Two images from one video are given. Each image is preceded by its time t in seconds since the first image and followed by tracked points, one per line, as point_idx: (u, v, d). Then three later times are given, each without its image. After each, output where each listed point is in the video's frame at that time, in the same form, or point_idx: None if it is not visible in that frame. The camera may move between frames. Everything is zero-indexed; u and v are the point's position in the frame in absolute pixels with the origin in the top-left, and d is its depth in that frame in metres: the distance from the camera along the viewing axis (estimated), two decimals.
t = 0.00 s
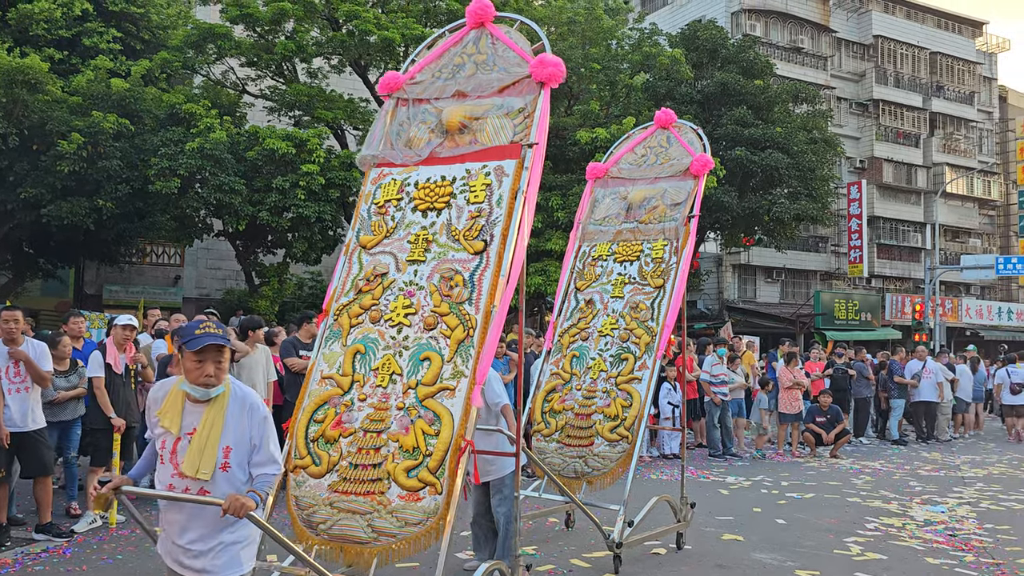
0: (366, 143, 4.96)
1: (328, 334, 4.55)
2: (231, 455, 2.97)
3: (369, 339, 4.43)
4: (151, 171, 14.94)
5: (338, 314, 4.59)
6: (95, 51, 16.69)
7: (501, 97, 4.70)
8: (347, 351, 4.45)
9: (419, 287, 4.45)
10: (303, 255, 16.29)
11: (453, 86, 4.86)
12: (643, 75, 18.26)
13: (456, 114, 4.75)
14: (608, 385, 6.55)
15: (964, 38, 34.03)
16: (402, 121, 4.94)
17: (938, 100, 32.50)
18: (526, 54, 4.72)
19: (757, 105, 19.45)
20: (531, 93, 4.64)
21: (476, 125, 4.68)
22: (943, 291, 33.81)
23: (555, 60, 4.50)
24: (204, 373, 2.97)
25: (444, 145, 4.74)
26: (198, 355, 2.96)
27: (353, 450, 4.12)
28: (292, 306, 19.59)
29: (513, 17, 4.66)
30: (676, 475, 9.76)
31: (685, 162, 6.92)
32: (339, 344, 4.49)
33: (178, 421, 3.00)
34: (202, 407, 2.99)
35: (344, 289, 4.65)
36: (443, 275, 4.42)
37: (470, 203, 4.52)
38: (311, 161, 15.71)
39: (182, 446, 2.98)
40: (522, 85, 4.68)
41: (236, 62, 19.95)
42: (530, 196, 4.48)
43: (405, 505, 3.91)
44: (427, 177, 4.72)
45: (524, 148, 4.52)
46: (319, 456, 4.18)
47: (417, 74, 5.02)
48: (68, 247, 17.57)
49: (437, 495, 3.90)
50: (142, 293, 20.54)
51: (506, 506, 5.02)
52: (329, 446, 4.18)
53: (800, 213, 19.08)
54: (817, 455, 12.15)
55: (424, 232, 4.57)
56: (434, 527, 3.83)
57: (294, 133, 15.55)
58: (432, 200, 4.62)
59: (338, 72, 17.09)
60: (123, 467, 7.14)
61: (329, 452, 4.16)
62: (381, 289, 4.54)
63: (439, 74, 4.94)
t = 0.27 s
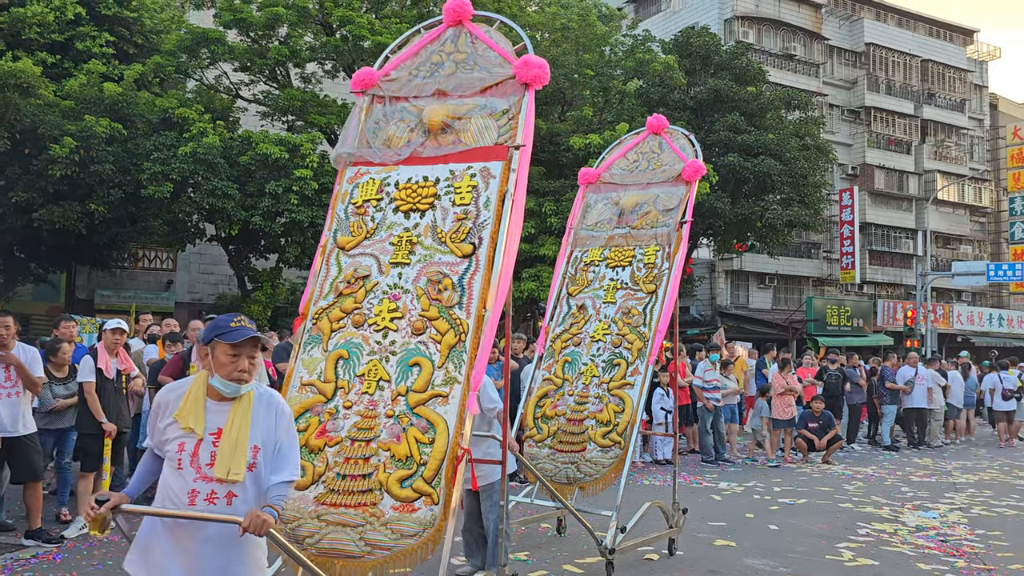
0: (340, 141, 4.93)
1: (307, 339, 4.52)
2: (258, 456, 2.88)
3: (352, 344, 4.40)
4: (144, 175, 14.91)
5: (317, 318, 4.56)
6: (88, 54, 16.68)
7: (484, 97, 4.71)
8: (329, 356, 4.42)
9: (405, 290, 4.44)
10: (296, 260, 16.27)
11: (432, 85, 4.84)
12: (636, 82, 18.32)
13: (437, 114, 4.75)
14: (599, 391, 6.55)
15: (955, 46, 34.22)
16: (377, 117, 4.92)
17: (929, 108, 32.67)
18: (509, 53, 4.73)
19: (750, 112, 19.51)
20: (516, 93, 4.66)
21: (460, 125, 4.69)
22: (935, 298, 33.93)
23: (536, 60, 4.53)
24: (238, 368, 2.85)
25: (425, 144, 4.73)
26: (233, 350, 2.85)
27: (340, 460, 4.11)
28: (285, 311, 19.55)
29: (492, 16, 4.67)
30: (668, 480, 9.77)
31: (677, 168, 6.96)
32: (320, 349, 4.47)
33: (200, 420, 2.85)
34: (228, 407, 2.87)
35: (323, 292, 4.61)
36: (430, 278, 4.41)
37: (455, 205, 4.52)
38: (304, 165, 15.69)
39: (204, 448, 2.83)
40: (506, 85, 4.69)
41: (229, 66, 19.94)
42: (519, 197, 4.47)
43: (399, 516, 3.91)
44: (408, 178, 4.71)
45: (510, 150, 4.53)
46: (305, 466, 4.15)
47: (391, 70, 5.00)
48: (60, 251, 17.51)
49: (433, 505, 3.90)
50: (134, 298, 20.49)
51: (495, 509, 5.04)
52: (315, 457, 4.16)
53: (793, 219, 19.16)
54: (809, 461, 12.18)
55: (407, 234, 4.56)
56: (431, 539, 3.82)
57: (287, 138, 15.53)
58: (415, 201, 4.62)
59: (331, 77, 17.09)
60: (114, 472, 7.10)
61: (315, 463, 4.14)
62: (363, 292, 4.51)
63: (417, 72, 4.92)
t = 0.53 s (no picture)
0: (311, 136, 4.84)
1: (285, 343, 4.42)
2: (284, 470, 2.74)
3: (335, 349, 4.33)
4: (133, 179, 14.86)
5: (294, 321, 4.46)
6: (78, 57, 16.62)
7: (465, 95, 4.72)
8: (309, 362, 4.34)
9: (390, 293, 4.40)
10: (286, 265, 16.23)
11: (409, 79, 4.81)
12: (627, 88, 18.39)
13: (418, 111, 4.72)
14: (587, 397, 6.54)
15: (943, 55, 34.47)
16: (349, 112, 4.85)
17: (917, 116, 32.88)
18: (490, 51, 4.74)
19: (739, 119, 19.60)
20: (498, 93, 4.68)
21: (441, 122, 4.68)
22: (923, 305, 34.12)
23: (516, 58, 4.55)
24: (260, 386, 2.65)
25: (406, 142, 4.69)
26: (254, 366, 2.64)
27: (328, 471, 4.04)
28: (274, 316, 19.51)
29: (471, 12, 4.67)
30: (657, 486, 9.79)
31: (664, 174, 7.01)
32: (300, 354, 4.37)
33: (222, 440, 2.66)
34: (251, 423, 2.70)
35: (299, 294, 4.51)
36: (417, 281, 4.38)
37: (440, 205, 4.50)
38: (295, 170, 15.68)
39: (230, 468, 2.66)
40: (487, 84, 4.71)
41: (220, 70, 19.91)
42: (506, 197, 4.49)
43: (395, 529, 3.86)
44: (388, 175, 4.66)
45: (495, 149, 4.54)
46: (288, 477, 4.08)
47: (364, 63, 4.93)
48: (47, 254, 17.42)
49: (431, 518, 3.86)
50: (122, 301, 20.41)
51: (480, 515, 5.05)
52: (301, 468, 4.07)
53: (782, 226, 19.24)
54: (798, 467, 12.21)
55: (390, 233, 4.52)
56: (431, 552, 3.80)
57: (277, 142, 15.52)
58: (396, 199, 4.58)
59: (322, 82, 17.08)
60: (101, 477, 7.06)
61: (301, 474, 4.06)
62: (345, 294, 4.44)
63: (390, 66, 4.87)
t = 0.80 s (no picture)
0: (286, 118, 4.63)
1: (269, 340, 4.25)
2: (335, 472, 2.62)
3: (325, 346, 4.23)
4: (125, 176, 14.81)
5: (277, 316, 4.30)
6: (69, 54, 16.53)
7: (451, 84, 4.70)
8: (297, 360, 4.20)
9: (382, 287, 4.34)
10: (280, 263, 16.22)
11: (391, 64, 4.74)
12: (621, 88, 18.42)
13: (404, 100, 4.66)
14: (577, 396, 6.54)
15: (935, 56, 34.59)
16: (326, 95, 4.70)
17: (909, 116, 32.99)
18: (474, 40, 4.74)
19: (732, 118, 19.64)
20: (485, 83, 4.68)
21: (426, 110, 4.64)
22: (914, 305, 34.26)
23: (504, 45, 4.58)
24: (312, 387, 2.52)
25: (392, 130, 4.61)
26: (306, 365, 2.51)
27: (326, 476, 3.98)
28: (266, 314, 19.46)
29: None
30: (650, 484, 9.79)
31: (653, 170, 7.06)
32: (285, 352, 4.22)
33: (271, 443, 2.52)
34: (299, 425, 2.57)
35: (282, 287, 4.35)
36: (411, 275, 4.35)
37: (431, 197, 4.47)
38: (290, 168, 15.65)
39: (280, 473, 2.52)
40: (472, 74, 4.70)
41: (213, 68, 19.86)
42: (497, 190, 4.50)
43: (402, 536, 3.88)
44: (373, 164, 4.57)
45: (485, 141, 4.55)
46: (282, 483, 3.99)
47: (339, 44, 4.78)
48: (39, 252, 17.36)
49: (439, 523, 3.90)
50: (114, 299, 20.34)
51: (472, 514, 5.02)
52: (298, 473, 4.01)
53: (774, 226, 19.29)
54: (790, 466, 12.24)
55: (378, 225, 4.46)
56: (440, 557, 3.83)
57: (270, 140, 15.50)
58: (383, 189, 4.51)
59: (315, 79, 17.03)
60: (91, 474, 7.03)
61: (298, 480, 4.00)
62: (334, 289, 4.34)
63: (369, 48, 4.77)
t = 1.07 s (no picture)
0: (264, 98, 4.41)
1: (261, 335, 4.11)
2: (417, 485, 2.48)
3: (324, 341, 4.13)
4: (113, 171, 14.73)
5: (268, 310, 4.16)
6: (57, 48, 16.42)
7: (440, 68, 4.62)
8: (293, 356, 4.08)
9: (380, 279, 4.28)
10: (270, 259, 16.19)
11: (377, 45, 4.60)
12: (611, 83, 18.44)
13: (392, 85, 4.54)
14: (560, 391, 6.52)
15: (924, 52, 34.71)
16: (307, 74, 4.49)
17: (899, 112, 33.10)
18: (460, 23, 4.65)
19: (723, 114, 19.67)
20: (474, 70, 4.65)
21: (414, 94, 4.54)
22: (903, 300, 34.43)
23: (494, 30, 4.53)
24: (398, 397, 2.35)
25: (381, 115, 4.50)
26: (394, 373, 2.35)
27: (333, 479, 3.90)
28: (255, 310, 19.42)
29: None
30: (641, 479, 9.82)
31: (637, 162, 7.03)
32: (280, 348, 4.09)
33: (353, 455, 2.36)
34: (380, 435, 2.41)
35: (272, 278, 4.21)
36: (410, 266, 4.31)
37: (426, 185, 4.43)
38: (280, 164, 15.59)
39: (363, 487, 2.37)
40: (460, 59, 4.65)
41: (202, 63, 19.76)
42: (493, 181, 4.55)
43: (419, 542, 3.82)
44: (363, 150, 4.46)
45: (479, 129, 4.56)
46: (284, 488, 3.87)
47: (318, 22, 4.58)
48: (26, 248, 17.27)
49: (456, 526, 3.87)
50: (103, 295, 20.25)
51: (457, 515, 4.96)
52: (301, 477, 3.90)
53: (765, 221, 19.32)
54: (780, 460, 12.28)
55: (372, 214, 4.37)
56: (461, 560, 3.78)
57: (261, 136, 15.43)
58: (376, 176, 4.42)
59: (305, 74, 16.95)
60: (80, 470, 7.00)
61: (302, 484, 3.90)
62: (328, 281, 4.23)
63: (350, 28, 4.60)
